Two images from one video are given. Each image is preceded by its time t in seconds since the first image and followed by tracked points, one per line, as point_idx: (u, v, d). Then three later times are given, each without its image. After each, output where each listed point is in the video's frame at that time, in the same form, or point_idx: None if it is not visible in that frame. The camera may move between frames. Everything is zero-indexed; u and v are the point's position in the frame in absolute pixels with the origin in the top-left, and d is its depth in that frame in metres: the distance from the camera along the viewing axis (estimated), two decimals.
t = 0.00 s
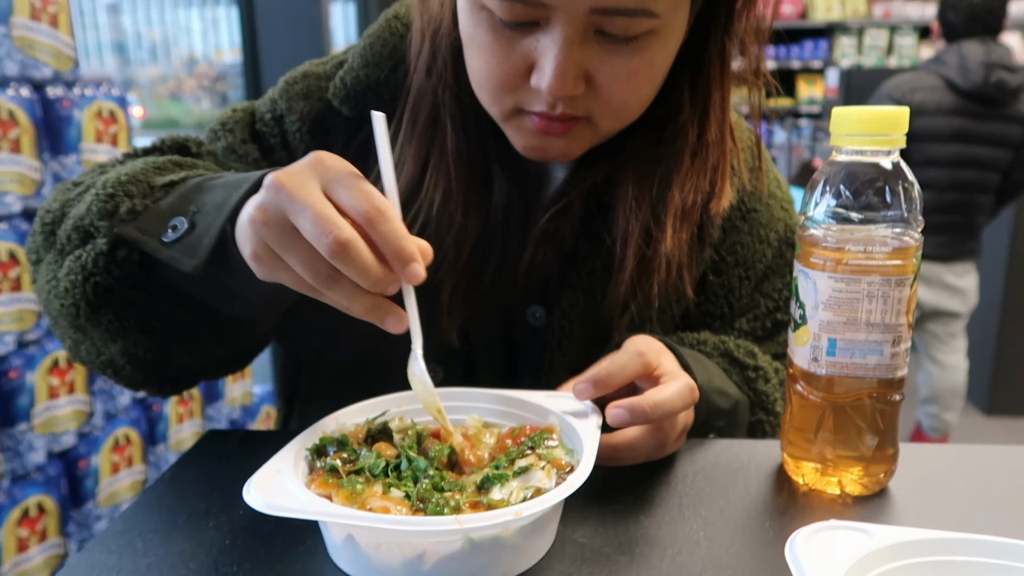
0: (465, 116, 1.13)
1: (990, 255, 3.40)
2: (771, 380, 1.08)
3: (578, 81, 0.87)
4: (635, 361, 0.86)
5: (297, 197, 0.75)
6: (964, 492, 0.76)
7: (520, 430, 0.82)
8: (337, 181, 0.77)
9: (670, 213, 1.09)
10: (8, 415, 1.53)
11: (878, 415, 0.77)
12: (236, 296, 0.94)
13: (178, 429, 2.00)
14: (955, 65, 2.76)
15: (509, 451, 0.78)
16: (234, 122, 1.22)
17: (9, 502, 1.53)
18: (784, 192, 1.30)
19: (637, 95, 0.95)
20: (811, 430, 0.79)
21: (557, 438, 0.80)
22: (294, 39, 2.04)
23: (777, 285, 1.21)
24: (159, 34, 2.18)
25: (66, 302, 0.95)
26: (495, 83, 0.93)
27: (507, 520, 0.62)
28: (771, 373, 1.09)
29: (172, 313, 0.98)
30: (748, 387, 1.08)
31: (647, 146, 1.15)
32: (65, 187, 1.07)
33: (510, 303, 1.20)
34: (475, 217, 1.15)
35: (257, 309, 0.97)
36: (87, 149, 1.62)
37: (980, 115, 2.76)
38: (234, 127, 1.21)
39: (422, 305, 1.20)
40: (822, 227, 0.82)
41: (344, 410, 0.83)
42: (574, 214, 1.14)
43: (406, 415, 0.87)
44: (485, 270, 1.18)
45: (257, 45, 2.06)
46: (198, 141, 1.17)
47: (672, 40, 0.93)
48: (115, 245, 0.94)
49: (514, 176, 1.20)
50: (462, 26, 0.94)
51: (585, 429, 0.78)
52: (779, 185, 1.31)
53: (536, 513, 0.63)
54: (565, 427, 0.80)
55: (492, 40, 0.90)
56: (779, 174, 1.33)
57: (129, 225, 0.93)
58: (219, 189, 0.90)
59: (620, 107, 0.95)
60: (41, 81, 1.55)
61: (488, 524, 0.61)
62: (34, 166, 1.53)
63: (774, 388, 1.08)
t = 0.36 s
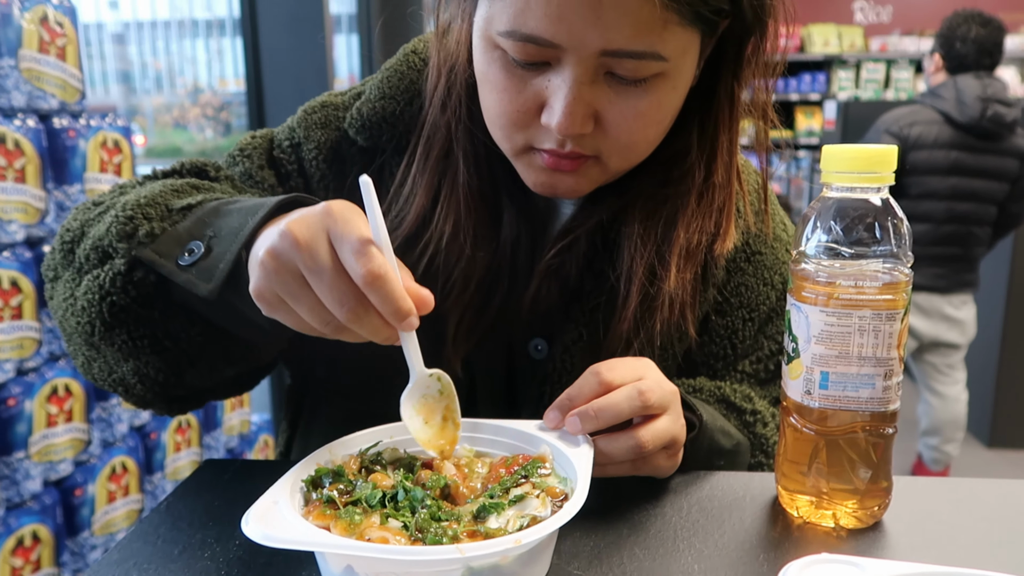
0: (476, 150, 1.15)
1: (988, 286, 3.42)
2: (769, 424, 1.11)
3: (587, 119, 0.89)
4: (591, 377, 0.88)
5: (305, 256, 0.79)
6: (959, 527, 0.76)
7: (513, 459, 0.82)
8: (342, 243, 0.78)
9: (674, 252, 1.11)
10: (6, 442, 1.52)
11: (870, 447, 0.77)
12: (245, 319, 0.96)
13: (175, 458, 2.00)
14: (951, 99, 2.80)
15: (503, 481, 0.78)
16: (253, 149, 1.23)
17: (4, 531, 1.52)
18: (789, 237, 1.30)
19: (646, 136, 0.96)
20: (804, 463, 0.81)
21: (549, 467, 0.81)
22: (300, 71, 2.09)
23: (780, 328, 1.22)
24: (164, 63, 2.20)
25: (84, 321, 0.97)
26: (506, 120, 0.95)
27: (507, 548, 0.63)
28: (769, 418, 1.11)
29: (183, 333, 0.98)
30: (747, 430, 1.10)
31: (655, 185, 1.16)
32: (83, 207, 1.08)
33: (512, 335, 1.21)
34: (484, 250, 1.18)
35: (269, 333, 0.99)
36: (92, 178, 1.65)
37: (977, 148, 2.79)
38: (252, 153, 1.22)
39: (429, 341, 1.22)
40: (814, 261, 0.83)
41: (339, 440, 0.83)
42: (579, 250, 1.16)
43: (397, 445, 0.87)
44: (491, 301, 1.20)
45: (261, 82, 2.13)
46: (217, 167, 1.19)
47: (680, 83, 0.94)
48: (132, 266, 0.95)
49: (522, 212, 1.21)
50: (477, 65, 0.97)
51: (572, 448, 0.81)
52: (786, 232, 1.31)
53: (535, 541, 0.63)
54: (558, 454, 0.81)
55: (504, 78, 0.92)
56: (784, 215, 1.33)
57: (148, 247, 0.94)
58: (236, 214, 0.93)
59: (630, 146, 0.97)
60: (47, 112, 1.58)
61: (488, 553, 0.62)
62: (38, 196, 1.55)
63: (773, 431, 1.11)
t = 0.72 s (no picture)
0: (479, 170, 1.16)
1: (986, 307, 3.43)
2: (761, 450, 1.09)
3: (588, 140, 0.90)
4: (575, 387, 0.88)
5: (317, 324, 0.87)
6: (956, 545, 0.76)
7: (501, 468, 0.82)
8: (350, 314, 0.86)
9: (674, 274, 1.12)
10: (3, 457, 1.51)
11: (867, 465, 0.78)
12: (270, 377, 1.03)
13: (172, 474, 2.00)
14: (949, 121, 2.82)
15: (497, 489, 0.78)
16: (263, 179, 1.27)
17: None
18: (790, 256, 1.29)
19: (647, 158, 0.97)
20: (802, 480, 0.81)
21: (538, 474, 0.81)
22: (303, 91, 2.12)
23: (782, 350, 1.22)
24: (168, 82, 2.19)
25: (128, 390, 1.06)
26: (509, 140, 0.96)
27: (516, 554, 0.63)
28: (761, 444, 1.10)
29: (221, 397, 1.09)
30: (737, 455, 1.09)
31: (655, 209, 1.17)
32: (112, 264, 1.12)
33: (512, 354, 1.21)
34: (484, 270, 1.19)
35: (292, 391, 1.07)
36: (94, 195, 1.67)
37: (975, 170, 2.81)
38: (262, 182, 1.26)
39: (430, 358, 1.22)
40: (810, 278, 0.84)
41: (325, 457, 0.82)
42: (579, 271, 1.17)
43: (384, 460, 0.86)
44: (492, 321, 1.20)
45: (263, 102, 2.16)
46: (229, 204, 1.26)
47: (681, 107, 0.95)
48: (170, 342, 1.03)
49: (524, 234, 1.22)
50: (481, 84, 0.98)
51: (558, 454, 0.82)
52: (789, 251, 1.31)
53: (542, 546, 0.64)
54: (546, 462, 0.81)
55: (507, 99, 0.93)
56: (784, 231, 1.32)
57: (185, 328, 1.02)
58: (265, 291, 1.00)
59: (630, 169, 0.97)
60: (51, 128, 1.59)
61: (500, 559, 0.62)
62: (41, 212, 1.55)
63: (764, 457, 1.09)
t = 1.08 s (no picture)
0: (471, 181, 1.17)
1: (987, 318, 3.42)
2: (762, 456, 1.09)
3: (574, 148, 0.90)
4: (573, 394, 0.88)
5: (318, 333, 0.98)
6: (958, 554, 0.76)
7: (503, 476, 0.82)
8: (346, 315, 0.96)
9: (668, 280, 1.12)
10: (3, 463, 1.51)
11: (869, 474, 0.77)
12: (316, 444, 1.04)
13: (171, 481, 2.00)
14: (951, 132, 2.83)
15: (498, 496, 0.78)
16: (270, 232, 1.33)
17: None
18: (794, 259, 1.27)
19: (634, 165, 0.96)
20: (802, 489, 0.80)
21: (540, 481, 0.81)
22: (305, 99, 2.13)
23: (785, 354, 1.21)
24: (170, 90, 2.23)
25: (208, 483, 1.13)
26: (496, 149, 0.96)
27: (521, 559, 0.63)
28: (762, 450, 1.09)
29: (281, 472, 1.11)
30: (737, 463, 1.08)
31: (647, 215, 1.17)
32: (168, 371, 1.22)
33: (512, 367, 1.21)
34: (476, 281, 1.18)
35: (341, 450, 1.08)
36: (96, 201, 1.68)
37: (976, 181, 2.82)
38: (268, 242, 1.31)
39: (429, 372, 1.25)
40: (812, 288, 0.84)
41: (325, 465, 0.82)
42: (572, 282, 1.17)
43: (381, 469, 0.86)
44: (485, 333, 1.19)
45: (265, 109, 2.15)
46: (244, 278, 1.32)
47: (667, 113, 0.94)
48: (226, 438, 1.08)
49: (518, 242, 1.22)
50: (468, 96, 0.98)
51: (556, 460, 0.82)
52: (791, 250, 1.29)
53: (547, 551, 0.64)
54: (547, 468, 0.81)
55: (493, 109, 0.93)
56: (783, 216, 1.32)
57: (232, 424, 1.08)
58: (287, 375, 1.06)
59: (617, 176, 0.96)
60: (54, 135, 1.60)
61: (504, 564, 0.62)
62: (43, 218, 1.56)
63: (764, 464, 1.08)
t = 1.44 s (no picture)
0: (467, 192, 1.18)
1: (983, 326, 3.43)
2: (759, 463, 1.08)
3: (558, 158, 0.90)
4: (572, 399, 0.88)
5: (304, 390, 1.00)
6: (955, 562, 0.76)
7: (506, 480, 0.82)
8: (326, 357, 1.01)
9: (660, 286, 1.12)
10: None
11: (866, 481, 0.79)
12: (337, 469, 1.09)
13: (166, 486, 1.99)
14: (947, 140, 2.85)
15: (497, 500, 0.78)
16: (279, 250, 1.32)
17: None
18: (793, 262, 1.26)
19: (620, 173, 0.96)
20: (799, 495, 0.81)
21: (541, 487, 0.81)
22: (302, 104, 2.13)
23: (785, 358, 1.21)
24: (168, 94, 2.21)
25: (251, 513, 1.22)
26: (484, 161, 0.96)
27: (520, 564, 0.63)
28: (759, 456, 1.09)
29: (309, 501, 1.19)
30: (735, 471, 1.08)
31: (639, 221, 1.17)
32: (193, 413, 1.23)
33: (512, 377, 1.22)
34: (473, 292, 1.19)
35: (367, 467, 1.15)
36: (93, 205, 1.68)
37: (972, 189, 2.83)
38: (278, 267, 1.31)
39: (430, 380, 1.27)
40: (809, 294, 0.85)
41: (322, 469, 0.82)
42: (568, 290, 1.16)
43: (378, 474, 0.86)
44: (486, 341, 1.19)
45: (263, 114, 2.15)
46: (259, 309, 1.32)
47: (651, 120, 0.94)
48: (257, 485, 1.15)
49: (514, 250, 1.22)
50: (455, 109, 0.99)
51: (554, 464, 0.82)
52: (792, 253, 1.29)
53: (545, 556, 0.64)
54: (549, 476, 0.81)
55: (478, 122, 0.94)
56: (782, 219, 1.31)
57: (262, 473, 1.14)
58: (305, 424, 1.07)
59: (603, 185, 0.96)
60: (51, 138, 1.60)
61: (501, 569, 0.62)
62: (40, 221, 1.55)
63: (761, 471, 1.08)
